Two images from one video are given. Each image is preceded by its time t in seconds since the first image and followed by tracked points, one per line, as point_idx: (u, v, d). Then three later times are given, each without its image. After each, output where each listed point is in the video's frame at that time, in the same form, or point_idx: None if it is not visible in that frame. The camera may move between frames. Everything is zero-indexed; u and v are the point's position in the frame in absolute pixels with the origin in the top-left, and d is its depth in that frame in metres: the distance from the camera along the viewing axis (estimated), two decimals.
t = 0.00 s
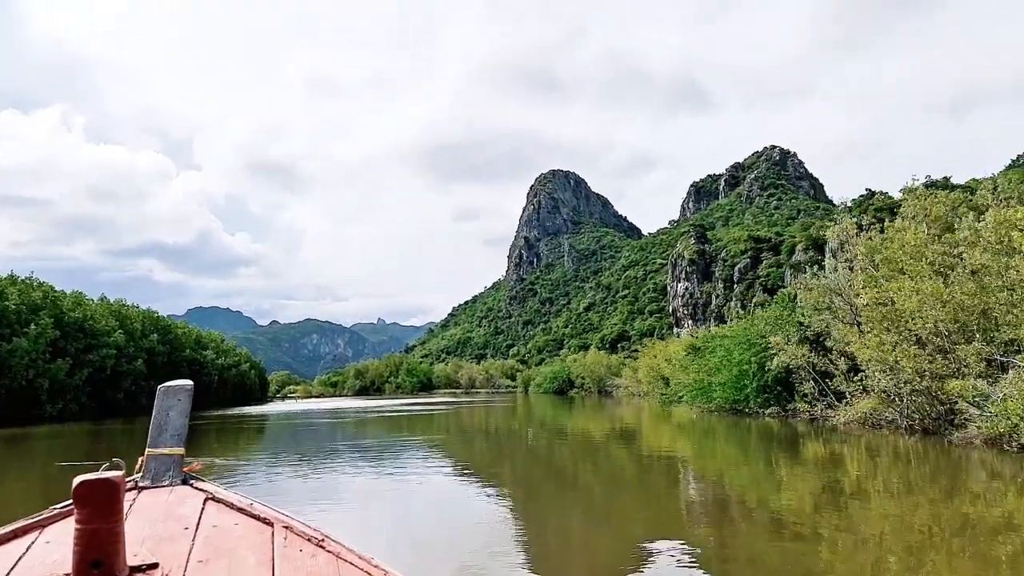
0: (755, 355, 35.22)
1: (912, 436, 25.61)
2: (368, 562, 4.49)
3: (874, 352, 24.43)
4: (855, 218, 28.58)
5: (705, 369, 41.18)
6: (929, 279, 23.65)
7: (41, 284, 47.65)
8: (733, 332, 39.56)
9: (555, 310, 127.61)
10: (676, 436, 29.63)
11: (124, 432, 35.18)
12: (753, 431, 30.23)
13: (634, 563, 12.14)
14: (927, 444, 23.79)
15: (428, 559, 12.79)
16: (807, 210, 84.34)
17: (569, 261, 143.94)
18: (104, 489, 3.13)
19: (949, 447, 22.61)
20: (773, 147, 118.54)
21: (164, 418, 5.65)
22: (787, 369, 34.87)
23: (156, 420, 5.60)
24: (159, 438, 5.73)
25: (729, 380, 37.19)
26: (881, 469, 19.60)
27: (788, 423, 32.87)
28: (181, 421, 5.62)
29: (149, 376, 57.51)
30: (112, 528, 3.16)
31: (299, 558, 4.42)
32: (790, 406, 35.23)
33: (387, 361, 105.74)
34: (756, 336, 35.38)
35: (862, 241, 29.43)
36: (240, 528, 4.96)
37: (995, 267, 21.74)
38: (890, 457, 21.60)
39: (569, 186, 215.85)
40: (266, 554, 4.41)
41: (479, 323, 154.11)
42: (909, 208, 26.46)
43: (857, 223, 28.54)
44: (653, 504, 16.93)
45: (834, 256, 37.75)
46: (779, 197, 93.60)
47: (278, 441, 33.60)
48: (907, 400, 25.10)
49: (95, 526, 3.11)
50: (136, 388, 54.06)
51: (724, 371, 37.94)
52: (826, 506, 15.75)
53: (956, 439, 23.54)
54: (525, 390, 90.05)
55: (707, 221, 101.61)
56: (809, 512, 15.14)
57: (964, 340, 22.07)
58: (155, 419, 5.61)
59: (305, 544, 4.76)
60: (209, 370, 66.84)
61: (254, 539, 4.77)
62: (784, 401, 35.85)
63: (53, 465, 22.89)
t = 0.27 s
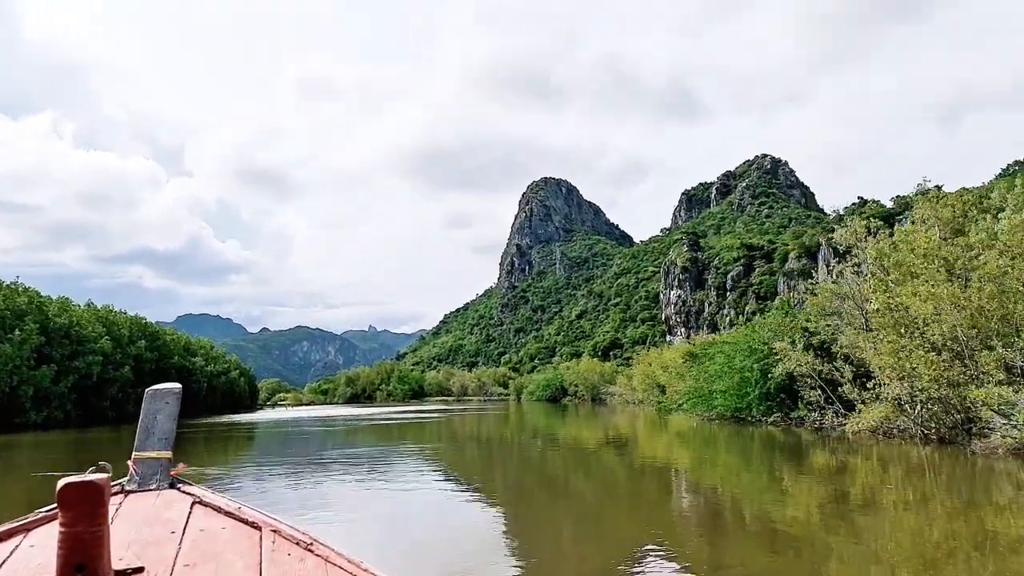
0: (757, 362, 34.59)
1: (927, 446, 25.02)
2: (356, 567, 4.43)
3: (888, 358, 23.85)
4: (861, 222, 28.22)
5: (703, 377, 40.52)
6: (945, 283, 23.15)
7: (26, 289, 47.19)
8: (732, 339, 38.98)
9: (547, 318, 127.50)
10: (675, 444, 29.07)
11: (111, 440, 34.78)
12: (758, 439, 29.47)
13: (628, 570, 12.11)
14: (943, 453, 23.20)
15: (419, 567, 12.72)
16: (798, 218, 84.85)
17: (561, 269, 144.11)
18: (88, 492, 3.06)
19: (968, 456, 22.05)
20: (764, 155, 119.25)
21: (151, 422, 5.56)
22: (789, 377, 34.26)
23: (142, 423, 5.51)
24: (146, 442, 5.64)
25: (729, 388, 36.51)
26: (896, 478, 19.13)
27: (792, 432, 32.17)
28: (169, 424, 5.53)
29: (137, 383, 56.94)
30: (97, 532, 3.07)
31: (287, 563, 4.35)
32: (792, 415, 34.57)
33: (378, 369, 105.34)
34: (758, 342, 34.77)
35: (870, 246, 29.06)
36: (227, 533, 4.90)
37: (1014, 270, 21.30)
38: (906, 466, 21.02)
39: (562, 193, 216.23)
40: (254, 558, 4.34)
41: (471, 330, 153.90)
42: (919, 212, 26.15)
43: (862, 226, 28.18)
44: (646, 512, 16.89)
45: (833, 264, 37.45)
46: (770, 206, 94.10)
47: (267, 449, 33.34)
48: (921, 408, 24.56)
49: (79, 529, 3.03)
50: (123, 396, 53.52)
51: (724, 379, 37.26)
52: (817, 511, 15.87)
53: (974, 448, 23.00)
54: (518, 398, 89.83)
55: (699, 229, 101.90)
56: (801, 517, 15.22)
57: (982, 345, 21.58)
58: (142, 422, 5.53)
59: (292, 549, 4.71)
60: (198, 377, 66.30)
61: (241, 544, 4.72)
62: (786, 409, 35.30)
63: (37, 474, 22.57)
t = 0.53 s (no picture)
0: (761, 364, 34.35)
1: (943, 449, 24.65)
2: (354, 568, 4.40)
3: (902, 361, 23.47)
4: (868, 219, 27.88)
5: (705, 380, 40.23)
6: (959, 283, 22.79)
7: (20, 291, 46.93)
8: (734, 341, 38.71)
9: (543, 320, 127.49)
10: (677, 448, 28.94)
11: (105, 444, 34.59)
12: (764, 444, 29.11)
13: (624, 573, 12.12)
14: (960, 457, 22.83)
15: (416, 569, 12.72)
16: (794, 221, 85.08)
17: (558, 271, 144.19)
18: (84, 494, 3.01)
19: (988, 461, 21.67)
20: (761, 158, 119.49)
21: (148, 423, 5.52)
22: (793, 380, 33.98)
23: (139, 425, 5.47)
24: (142, 443, 5.59)
25: (733, 390, 36.19)
26: (910, 484, 18.82)
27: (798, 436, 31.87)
28: (167, 426, 5.50)
29: (131, 386, 56.67)
30: (94, 535, 3.02)
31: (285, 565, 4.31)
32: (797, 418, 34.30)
33: (375, 371, 105.22)
34: (761, 344, 34.51)
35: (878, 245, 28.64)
36: (224, 534, 4.86)
37: None
38: (921, 471, 20.73)
39: (559, 196, 216.40)
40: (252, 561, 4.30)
41: (467, 332, 153.82)
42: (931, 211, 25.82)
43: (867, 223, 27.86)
44: (642, 514, 16.93)
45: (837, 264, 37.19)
46: (767, 209, 94.31)
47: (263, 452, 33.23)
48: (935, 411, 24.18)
49: (76, 532, 2.98)
50: (117, 398, 53.26)
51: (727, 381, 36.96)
52: (816, 513, 15.93)
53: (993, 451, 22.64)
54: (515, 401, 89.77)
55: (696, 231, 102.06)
56: (798, 520, 15.27)
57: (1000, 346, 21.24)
58: (138, 424, 5.49)
59: (289, 551, 4.68)
60: (193, 380, 66.09)
61: (238, 546, 4.68)
62: (791, 411, 34.99)
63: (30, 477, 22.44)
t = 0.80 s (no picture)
0: (765, 367, 34.11)
1: (955, 453, 24.23)
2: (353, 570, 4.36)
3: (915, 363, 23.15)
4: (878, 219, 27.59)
5: (707, 382, 40.06)
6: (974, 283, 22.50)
7: (9, 293, 46.47)
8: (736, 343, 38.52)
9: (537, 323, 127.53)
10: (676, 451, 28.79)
11: (95, 447, 34.30)
12: (769, 448, 28.80)
13: None
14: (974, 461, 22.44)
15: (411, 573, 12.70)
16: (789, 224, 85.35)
17: (552, 273, 144.27)
18: (83, 498, 2.96)
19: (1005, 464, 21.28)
20: (755, 161, 119.80)
21: (144, 427, 5.48)
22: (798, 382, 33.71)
23: (135, 429, 5.43)
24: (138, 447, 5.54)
25: (736, 393, 35.95)
26: (923, 489, 18.51)
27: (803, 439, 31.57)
28: (163, 429, 5.46)
29: (122, 388, 56.28)
30: (92, 539, 2.96)
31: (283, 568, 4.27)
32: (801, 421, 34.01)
33: (369, 373, 104.95)
34: (765, 346, 34.29)
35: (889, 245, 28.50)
36: (222, 538, 4.81)
37: None
38: (935, 476, 20.37)
39: (553, 198, 216.73)
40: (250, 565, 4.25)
41: (461, 335, 153.63)
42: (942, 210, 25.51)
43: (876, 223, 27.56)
44: (638, 518, 16.93)
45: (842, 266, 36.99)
46: (761, 211, 94.55)
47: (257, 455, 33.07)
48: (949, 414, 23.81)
49: (73, 537, 2.92)
50: (107, 401, 52.91)
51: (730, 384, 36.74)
52: (810, 515, 16.01)
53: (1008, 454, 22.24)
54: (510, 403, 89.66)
55: (691, 234, 102.27)
56: (792, 522, 15.33)
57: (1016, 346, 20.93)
58: (134, 428, 5.45)
59: (288, 555, 4.64)
60: (185, 382, 65.76)
61: (237, 550, 4.64)
62: (795, 414, 34.69)
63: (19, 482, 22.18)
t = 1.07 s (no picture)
0: (769, 370, 33.77)
1: (972, 457, 23.70)
2: None
3: (931, 364, 22.67)
4: (888, 217, 27.21)
5: (710, 386, 39.77)
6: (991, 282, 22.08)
7: None
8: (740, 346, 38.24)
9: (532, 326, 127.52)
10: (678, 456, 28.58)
11: (85, 453, 33.98)
12: (777, 453, 28.38)
13: None
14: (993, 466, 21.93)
15: None
16: (783, 227, 85.69)
17: (547, 277, 144.40)
18: (78, 504, 2.91)
19: None
20: (749, 164, 120.10)
21: (138, 432, 5.43)
22: (803, 386, 33.33)
23: (131, 434, 5.38)
24: (133, 452, 5.48)
25: (740, 396, 35.61)
26: (938, 494, 18.15)
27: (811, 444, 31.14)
28: (158, 435, 5.41)
29: (113, 392, 55.83)
30: (86, 546, 2.89)
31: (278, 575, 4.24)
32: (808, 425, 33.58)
33: (363, 377, 104.60)
34: (769, 349, 34.00)
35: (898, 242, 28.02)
36: (216, 544, 4.77)
37: None
38: (951, 481, 19.96)
39: (547, 201, 217.06)
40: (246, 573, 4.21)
41: (455, 338, 153.49)
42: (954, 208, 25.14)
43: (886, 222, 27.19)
44: (633, 523, 16.96)
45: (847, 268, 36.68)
46: (755, 215, 94.87)
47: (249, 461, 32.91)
48: (965, 419, 23.30)
49: (67, 544, 2.85)
50: (97, 405, 52.48)
51: (734, 387, 36.38)
52: (806, 518, 16.00)
53: None
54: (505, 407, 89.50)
55: (685, 237, 102.46)
56: (788, 526, 15.32)
57: None
58: (129, 433, 5.39)
59: (284, 560, 4.63)
60: (177, 386, 65.36)
61: (232, 555, 4.60)
62: (800, 418, 34.30)
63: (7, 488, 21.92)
